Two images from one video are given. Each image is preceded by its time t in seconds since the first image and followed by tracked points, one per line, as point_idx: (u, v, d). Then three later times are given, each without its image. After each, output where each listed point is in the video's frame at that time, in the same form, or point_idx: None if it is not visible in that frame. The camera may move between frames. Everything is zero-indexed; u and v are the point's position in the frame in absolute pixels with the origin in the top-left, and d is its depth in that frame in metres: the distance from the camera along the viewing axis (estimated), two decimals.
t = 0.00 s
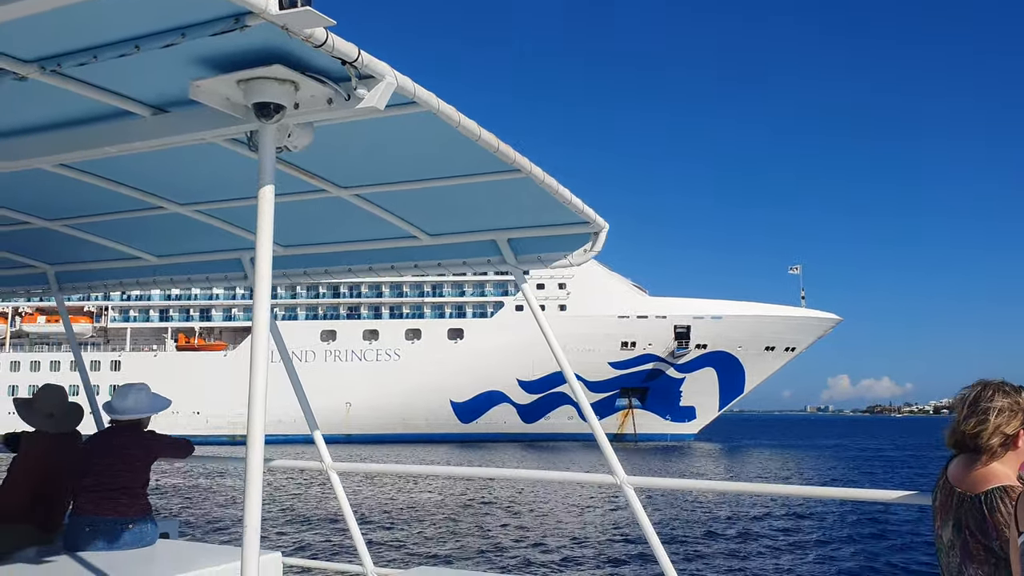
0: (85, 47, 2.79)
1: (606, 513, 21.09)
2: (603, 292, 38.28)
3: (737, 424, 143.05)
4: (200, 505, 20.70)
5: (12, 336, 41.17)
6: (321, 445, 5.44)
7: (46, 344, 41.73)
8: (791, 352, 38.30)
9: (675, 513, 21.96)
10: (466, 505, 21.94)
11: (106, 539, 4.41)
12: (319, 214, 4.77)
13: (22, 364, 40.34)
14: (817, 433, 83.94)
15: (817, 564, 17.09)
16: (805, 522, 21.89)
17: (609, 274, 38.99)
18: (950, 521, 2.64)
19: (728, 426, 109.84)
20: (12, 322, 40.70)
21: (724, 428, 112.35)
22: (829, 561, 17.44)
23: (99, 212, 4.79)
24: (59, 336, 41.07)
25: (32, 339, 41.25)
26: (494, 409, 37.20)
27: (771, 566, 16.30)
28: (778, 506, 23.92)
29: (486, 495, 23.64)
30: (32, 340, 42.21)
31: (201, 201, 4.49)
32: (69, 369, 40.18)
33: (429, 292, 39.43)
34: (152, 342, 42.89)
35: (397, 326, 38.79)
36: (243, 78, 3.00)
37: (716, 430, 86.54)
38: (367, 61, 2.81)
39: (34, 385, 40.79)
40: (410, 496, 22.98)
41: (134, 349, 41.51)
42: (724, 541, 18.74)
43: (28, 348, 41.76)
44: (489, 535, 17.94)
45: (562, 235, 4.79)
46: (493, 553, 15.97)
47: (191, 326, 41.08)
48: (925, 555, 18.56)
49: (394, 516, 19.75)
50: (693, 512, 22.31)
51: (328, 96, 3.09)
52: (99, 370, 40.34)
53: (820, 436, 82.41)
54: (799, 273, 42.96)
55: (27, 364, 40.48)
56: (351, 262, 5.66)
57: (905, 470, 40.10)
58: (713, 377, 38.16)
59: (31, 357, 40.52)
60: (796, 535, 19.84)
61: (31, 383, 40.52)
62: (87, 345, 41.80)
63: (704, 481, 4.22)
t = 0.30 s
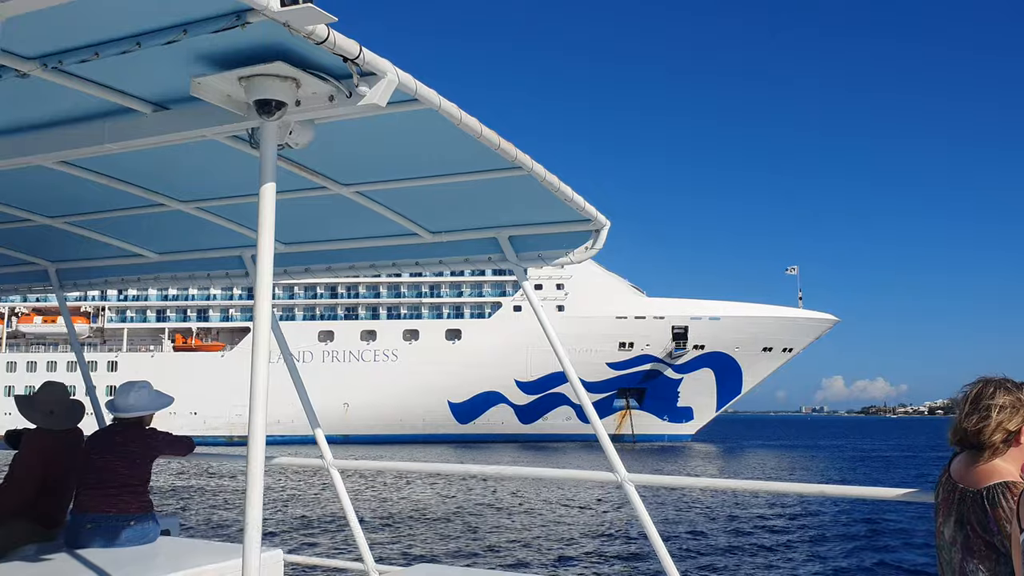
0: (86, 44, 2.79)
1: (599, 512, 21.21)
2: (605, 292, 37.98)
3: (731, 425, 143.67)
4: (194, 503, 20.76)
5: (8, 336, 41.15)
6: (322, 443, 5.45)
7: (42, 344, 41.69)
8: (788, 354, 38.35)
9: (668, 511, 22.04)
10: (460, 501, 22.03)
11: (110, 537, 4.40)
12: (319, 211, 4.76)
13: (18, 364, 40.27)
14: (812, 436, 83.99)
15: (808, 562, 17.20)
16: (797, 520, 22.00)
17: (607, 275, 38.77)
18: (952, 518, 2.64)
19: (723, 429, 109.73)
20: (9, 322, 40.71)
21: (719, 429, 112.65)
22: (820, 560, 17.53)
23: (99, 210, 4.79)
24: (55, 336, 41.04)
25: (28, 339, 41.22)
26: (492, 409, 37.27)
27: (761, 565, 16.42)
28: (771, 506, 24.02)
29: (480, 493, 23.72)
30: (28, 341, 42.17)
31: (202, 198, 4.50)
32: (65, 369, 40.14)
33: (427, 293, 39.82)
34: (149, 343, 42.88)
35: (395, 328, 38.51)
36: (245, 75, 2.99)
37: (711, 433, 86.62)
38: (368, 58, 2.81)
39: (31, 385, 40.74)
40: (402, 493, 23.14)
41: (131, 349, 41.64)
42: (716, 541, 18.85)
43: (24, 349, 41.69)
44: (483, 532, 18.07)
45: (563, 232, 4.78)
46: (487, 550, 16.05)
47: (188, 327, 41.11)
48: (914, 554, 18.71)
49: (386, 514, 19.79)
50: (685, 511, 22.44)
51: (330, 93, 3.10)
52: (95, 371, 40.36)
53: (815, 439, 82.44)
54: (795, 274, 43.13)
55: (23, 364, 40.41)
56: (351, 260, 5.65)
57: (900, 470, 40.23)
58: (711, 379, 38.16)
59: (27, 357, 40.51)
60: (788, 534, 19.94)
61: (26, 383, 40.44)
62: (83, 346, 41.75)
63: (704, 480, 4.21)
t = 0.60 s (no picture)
0: (84, 43, 2.79)
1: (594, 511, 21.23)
2: (602, 293, 38.01)
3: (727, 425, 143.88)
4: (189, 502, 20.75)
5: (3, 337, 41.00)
6: (321, 442, 5.44)
7: (37, 344, 41.58)
8: (783, 354, 38.42)
9: (661, 512, 22.02)
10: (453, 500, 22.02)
11: (108, 537, 4.40)
12: (317, 211, 4.76)
13: (12, 364, 40.20)
14: (806, 438, 84.06)
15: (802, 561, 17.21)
16: (789, 520, 22.01)
17: (604, 276, 38.84)
18: (953, 515, 2.64)
19: (719, 428, 109.93)
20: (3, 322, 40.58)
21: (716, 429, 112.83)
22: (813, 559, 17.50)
23: (98, 208, 4.79)
24: (49, 336, 40.94)
25: (23, 340, 41.09)
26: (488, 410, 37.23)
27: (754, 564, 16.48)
28: (763, 506, 24.03)
29: (473, 493, 23.69)
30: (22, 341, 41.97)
31: (200, 197, 4.49)
32: (59, 370, 40.05)
33: (423, 294, 40.08)
34: (144, 343, 42.77)
35: (391, 328, 38.65)
36: (243, 74, 2.99)
37: (705, 434, 86.60)
38: (367, 57, 2.81)
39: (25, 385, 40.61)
40: (394, 493, 23.12)
41: (126, 349, 41.56)
42: (712, 539, 18.84)
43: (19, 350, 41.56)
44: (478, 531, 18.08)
45: (562, 232, 4.78)
46: (480, 549, 16.06)
47: (183, 327, 41.01)
48: (905, 554, 18.75)
49: (380, 514, 19.72)
50: (679, 511, 22.47)
51: (328, 92, 3.10)
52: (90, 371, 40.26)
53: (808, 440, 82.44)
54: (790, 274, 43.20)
55: (17, 365, 40.29)
56: (351, 260, 5.65)
57: (895, 470, 40.31)
58: (706, 380, 38.19)
59: (22, 358, 40.39)
60: (780, 533, 19.95)
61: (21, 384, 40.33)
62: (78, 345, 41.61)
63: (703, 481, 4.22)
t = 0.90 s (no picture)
0: (83, 43, 2.79)
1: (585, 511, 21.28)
2: (597, 293, 37.91)
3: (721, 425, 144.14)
4: (179, 502, 20.76)
5: None
6: (319, 443, 5.44)
7: (30, 344, 41.46)
8: (777, 351, 38.44)
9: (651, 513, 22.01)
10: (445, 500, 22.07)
11: (104, 537, 4.39)
12: (315, 212, 4.76)
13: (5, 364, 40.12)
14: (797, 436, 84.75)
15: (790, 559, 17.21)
16: (778, 519, 22.04)
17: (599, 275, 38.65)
18: (955, 513, 2.65)
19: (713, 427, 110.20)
20: None
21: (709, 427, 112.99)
22: (802, 557, 17.53)
23: (98, 209, 4.78)
24: (43, 336, 40.81)
25: (16, 339, 41.04)
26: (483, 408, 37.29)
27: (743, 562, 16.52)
28: (753, 505, 24.04)
29: (465, 494, 23.69)
30: (15, 340, 41.91)
31: (199, 198, 4.49)
32: (53, 369, 40.05)
33: (418, 292, 39.41)
34: (138, 343, 42.77)
35: (386, 326, 38.68)
36: (244, 74, 2.99)
37: (700, 431, 86.81)
38: (366, 58, 2.81)
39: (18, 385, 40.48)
40: (385, 492, 23.21)
41: (120, 349, 41.46)
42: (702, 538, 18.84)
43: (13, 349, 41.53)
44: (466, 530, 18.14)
45: (561, 233, 4.78)
46: (468, 548, 16.13)
47: (177, 326, 40.96)
48: (893, 553, 18.81)
49: (370, 514, 19.76)
50: (670, 511, 22.46)
51: (327, 93, 3.10)
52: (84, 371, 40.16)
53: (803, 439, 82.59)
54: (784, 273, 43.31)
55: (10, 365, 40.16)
56: (350, 262, 5.66)
57: (888, 469, 40.43)
58: (701, 378, 38.31)
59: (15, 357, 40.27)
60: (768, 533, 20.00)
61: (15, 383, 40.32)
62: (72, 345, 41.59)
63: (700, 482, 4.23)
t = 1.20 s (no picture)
0: (85, 47, 2.79)
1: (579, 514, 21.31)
2: (593, 293, 37.83)
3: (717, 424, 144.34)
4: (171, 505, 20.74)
5: None
6: (318, 446, 5.43)
7: (25, 343, 41.43)
8: (772, 351, 38.56)
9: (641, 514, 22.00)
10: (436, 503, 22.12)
11: (101, 540, 4.38)
12: (315, 216, 4.75)
13: None
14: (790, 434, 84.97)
15: (776, 559, 17.28)
16: (768, 518, 22.06)
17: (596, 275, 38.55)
18: (962, 515, 2.65)
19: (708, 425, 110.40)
20: None
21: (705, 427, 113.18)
22: (790, 556, 17.58)
23: (99, 212, 4.78)
24: (37, 335, 40.77)
25: (11, 339, 40.98)
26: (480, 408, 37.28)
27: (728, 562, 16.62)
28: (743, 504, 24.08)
29: (457, 497, 23.67)
30: (9, 340, 41.82)
31: (201, 202, 4.50)
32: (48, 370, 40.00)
33: (414, 293, 39.47)
34: (132, 342, 42.72)
35: (382, 326, 38.74)
36: (245, 79, 2.99)
37: (696, 431, 86.78)
38: (367, 64, 2.81)
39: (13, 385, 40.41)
40: (379, 495, 23.34)
41: (115, 349, 41.40)
42: (692, 538, 18.87)
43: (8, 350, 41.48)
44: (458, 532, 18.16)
45: (561, 239, 4.79)
46: (457, 550, 16.14)
47: (172, 326, 40.88)
48: (881, 551, 18.84)
49: (362, 517, 19.84)
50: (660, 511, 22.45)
51: (328, 98, 3.10)
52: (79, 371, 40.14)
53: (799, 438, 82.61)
54: (780, 273, 43.48)
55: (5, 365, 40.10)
56: (351, 265, 5.66)
57: (883, 468, 40.55)
58: (697, 377, 38.23)
59: (9, 357, 40.21)
60: (757, 531, 20.02)
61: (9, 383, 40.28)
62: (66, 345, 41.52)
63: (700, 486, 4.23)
